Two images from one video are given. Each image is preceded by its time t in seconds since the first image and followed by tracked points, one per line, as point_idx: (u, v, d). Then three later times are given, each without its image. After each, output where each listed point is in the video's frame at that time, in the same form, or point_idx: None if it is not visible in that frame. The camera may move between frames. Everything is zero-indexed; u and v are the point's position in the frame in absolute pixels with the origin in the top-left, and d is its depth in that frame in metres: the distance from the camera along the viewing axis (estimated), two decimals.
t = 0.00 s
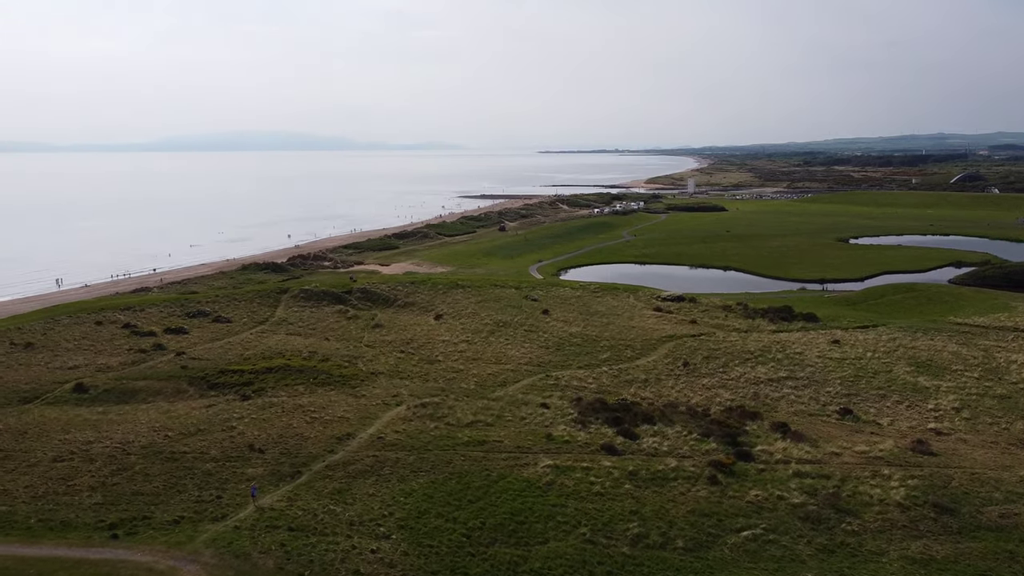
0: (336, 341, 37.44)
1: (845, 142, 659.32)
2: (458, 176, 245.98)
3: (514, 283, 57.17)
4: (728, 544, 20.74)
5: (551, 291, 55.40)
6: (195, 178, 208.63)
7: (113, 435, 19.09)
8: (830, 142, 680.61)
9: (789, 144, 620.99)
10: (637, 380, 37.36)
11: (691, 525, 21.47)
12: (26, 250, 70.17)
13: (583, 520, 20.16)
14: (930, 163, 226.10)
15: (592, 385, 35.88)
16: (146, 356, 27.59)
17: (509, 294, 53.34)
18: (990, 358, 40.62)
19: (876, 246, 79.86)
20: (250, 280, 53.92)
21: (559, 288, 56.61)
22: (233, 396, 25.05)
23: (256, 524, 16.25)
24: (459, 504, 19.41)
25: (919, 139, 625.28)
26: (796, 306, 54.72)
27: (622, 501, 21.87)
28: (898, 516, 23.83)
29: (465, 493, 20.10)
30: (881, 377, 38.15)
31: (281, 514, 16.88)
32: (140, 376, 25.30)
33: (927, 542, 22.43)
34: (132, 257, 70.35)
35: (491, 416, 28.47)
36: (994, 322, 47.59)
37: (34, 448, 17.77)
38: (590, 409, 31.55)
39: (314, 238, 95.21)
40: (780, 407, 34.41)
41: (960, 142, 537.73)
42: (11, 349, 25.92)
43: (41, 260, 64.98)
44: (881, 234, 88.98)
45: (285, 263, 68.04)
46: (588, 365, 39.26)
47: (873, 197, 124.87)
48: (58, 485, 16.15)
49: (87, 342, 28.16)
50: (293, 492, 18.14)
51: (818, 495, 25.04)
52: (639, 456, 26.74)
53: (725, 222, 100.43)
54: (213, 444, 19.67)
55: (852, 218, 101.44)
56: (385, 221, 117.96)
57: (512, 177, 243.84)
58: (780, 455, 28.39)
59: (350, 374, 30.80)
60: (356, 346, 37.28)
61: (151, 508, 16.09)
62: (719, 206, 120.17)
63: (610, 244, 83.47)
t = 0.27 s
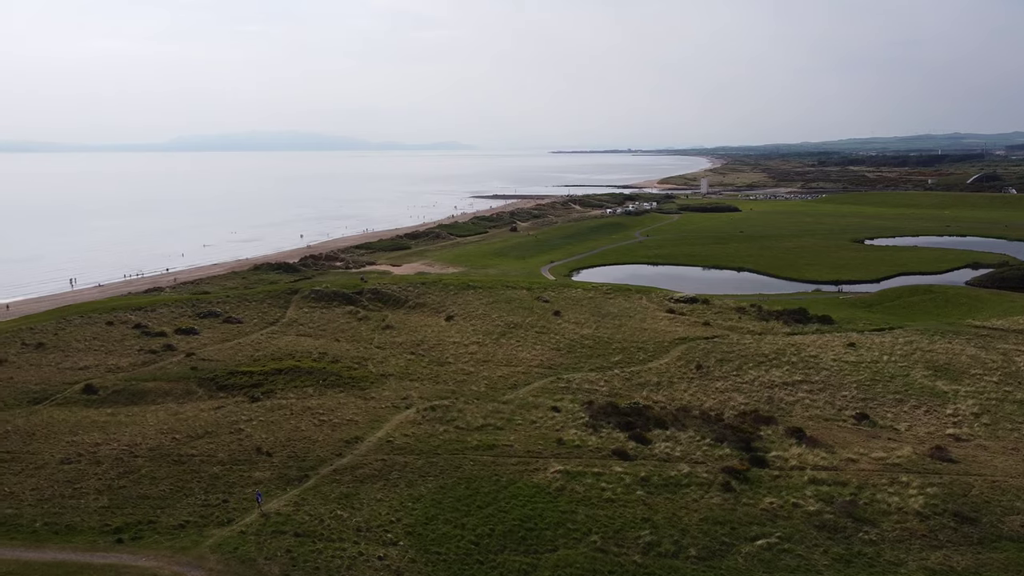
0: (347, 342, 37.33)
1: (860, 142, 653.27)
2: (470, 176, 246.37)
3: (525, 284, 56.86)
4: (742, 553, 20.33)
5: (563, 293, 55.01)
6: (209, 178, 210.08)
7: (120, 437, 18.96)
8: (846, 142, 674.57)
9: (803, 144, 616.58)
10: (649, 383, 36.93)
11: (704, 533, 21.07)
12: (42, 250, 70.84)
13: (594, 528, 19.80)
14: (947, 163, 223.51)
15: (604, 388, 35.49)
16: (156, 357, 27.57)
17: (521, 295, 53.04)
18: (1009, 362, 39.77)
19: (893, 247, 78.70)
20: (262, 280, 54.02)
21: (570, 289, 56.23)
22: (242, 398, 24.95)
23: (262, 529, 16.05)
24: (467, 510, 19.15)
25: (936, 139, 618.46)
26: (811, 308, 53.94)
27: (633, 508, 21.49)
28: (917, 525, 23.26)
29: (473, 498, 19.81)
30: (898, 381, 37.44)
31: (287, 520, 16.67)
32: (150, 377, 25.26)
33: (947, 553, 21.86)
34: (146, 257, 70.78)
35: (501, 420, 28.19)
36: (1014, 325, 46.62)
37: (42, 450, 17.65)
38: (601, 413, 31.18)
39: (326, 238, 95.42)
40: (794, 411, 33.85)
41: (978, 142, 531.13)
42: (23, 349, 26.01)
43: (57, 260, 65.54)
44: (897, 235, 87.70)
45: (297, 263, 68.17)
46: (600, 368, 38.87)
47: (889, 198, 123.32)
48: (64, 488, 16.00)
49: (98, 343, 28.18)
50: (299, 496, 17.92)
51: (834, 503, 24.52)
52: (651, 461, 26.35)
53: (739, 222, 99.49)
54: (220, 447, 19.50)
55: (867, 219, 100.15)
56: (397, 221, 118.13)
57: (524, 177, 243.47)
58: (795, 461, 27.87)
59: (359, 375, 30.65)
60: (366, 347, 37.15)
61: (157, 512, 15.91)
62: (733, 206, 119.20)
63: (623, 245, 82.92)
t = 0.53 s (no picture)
0: (356, 343, 37.21)
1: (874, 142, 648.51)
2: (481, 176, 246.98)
3: (535, 285, 56.57)
4: (755, 562, 19.94)
5: (573, 294, 54.68)
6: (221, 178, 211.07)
7: (126, 439, 18.84)
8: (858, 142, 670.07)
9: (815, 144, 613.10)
10: (660, 385, 36.54)
11: (716, 541, 20.70)
12: (55, 249, 71.38)
13: (603, 534, 19.48)
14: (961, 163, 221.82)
15: (614, 390, 35.13)
16: (165, 357, 27.54)
17: (531, 295, 52.76)
18: None
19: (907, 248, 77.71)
20: (272, 280, 54.09)
21: (581, 290, 55.87)
22: (250, 399, 24.85)
23: (267, 534, 15.87)
24: (475, 515, 18.90)
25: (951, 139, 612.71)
26: (825, 309, 53.30)
27: (644, 515, 21.15)
28: (934, 533, 22.77)
29: (481, 503, 19.56)
30: (914, 384, 36.82)
31: (293, 524, 16.48)
32: (158, 378, 25.20)
33: (966, 562, 21.35)
34: (158, 257, 71.15)
35: (510, 423, 27.94)
36: None
37: (48, 451, 17.52)
38: (611, 416, 30.84)
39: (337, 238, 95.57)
40: (808, 415, 33.35)
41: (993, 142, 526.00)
42: (33, 350, 26.06)
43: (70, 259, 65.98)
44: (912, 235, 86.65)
45: (307, 263, 68.28)
46: (610, 370, 38.52)
47: (903, 198, 122.03)
48: (70, 491, 15.84)
49: (108, 343, 28.18)
50: (305, 500, 17.73)
51: (849, 510, 24.04)
52: (662, 466, 25.99)
53: (751, 223, 98.68)
54: (227, 449, 19.35)
55: (881, 220, 99.03)
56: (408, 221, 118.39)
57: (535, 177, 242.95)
58: (808, 466, 27.40)
59: (367, 377, 30.50)
60: (375, 348, 37.01)
61: (162, 516, 15.73)
62: (745, 206, 118.40)
63: (633, 245, 82.40)
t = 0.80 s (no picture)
0: (366, 344, 37.07)
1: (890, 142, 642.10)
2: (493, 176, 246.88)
3: (547, 286, 56.21)
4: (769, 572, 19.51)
5: (585, 295, 54.27)
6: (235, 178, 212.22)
7: (134, 440, 18.69)
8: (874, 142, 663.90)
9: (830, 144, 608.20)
10: (672, 389, 36.08)
11: (729, 550, 20.29)
12: (70, 249, 71.88)
13: (614, 542, 19.14)
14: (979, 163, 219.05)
15: (626, 393, 34.71)
16: (175, 358, 27.53)
17: (542, 297, 52.40)
18: None
19: (924, 249, 76.54)
20: (284, 281, 54.14)
21: (593, 291, 55.44)
22: (259, 401, 24.76)
23: (273, 539, 15.67)
24: (483, 521, 18.62)
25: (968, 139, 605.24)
26: (840, 311, 52.48)
27: (656, 522, 20.76)
28: (954, 543, 22.19)
29: (491, 509, 19.28)
30: (932, 389, 36.10)
31: (299, 530, 16.27)
32: (168, 379, 25.16)
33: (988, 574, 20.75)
34: (171, 257, 71.51)
35: (520, 426, 27.63)
36: None
37: (56, 452, 17.37)
38: (623, 420, 30.43)
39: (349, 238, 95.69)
40: (823, 420, 32.76)
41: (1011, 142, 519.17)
42: (44, 350, 26.09)
43: (85, 259, 66.45)
44: (929, 236, 85.37)
45: (319, 263, 68.37)
46: (622, 373, 38.11)
47: (920, 198, 120.46)
48: (76, 493, 15.68)
49: (119, 343, 28.22)
50: (312, 505, 17.51)
51: (866, 519, 23.51)
52: (675, 472, 25.56)
53: (765, 223, 97.67)
54: (234, 452, 19.18)
55: (898, 221, 97.68)
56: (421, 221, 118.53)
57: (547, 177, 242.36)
58: (824, 473, 26.87)
59: (377, 379, 30.32)
60: (385, 350, 36.84)
61: (168, 520, 15.54)
62: (759, 207, 117.35)
63: (646, 246, 81.76)
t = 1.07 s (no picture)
0: (377, 346, 36.91)
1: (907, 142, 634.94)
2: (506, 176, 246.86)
3: (559, 287, 55.82)
4: None
5: (598, 296, 53.85)
6: (249, 178, 213.35)
7: (142, 442, 18.57)
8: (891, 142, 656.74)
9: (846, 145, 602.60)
10: (686, 392, 35.58)
11: (744, 559, 19.87)
12: (85, 249, 72.49)
13: (626, 550, 18.77)
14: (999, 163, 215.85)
15: (639, 397, 34.28)
16: (186, 358, 27.51)
17: (554, 298, 52.03)
18: None
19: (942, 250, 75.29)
20: (296, 281, 54.17)
21: (605, 292, 55.00)
22: (268, 402, 24.66)
23: (280, 545, 15.46)
24: (493, 527, 18.33)
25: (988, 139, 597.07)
26: (857, 314, 51.65)
27: (669, 530, 20.36)
28: (976, 554, 21.59)
29: (500, 515, 18.98)
30: (951, 394, 35.32)
31: (306, 535, 16.06)
32: (179, 380, 25.12)
33: None
34: (186, 257, 71.88)
35: (531, 430, 27.32)
36: None
37: (65, 454, 17.27)
38: (636, 425, 30.00)
39: (362, 238, 95.84)
40: (840, 425, 32.14)
41: None
42: (56, 350, 26.13)
43: (101, 258, 66.93)
44: (947, 237, 83.99)
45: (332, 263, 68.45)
46: (634, 375, 37.68)
47: (938, 199, 118.68)
48: (83, 496, 15.54)
49: (130, 343, 28.27)
50: (320, 509, 17.29)
51: (885, 528, 22.94)
52: (688, 478, 25.14)
53: (781, 224, 96.60)
54: (243, 455, 19.02)
55: (916, 222, 96.20)
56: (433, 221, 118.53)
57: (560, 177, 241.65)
58: (841, 480, 26.30)
59: (388, 380, 30.14)
60: (396, 351, 36.66)
61: (174, 524, 15.38)
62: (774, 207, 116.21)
63: (659, 247, 81.08)
